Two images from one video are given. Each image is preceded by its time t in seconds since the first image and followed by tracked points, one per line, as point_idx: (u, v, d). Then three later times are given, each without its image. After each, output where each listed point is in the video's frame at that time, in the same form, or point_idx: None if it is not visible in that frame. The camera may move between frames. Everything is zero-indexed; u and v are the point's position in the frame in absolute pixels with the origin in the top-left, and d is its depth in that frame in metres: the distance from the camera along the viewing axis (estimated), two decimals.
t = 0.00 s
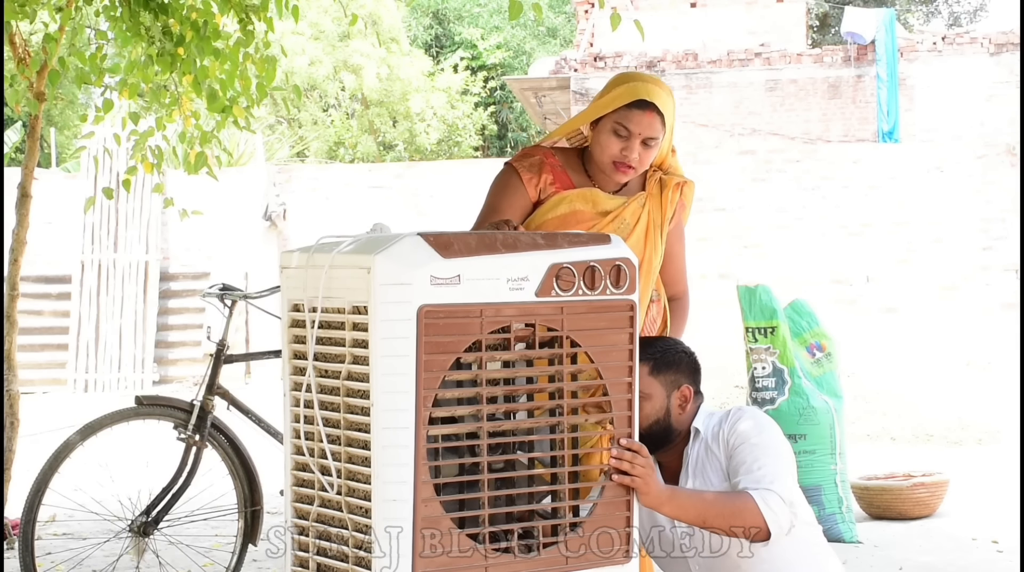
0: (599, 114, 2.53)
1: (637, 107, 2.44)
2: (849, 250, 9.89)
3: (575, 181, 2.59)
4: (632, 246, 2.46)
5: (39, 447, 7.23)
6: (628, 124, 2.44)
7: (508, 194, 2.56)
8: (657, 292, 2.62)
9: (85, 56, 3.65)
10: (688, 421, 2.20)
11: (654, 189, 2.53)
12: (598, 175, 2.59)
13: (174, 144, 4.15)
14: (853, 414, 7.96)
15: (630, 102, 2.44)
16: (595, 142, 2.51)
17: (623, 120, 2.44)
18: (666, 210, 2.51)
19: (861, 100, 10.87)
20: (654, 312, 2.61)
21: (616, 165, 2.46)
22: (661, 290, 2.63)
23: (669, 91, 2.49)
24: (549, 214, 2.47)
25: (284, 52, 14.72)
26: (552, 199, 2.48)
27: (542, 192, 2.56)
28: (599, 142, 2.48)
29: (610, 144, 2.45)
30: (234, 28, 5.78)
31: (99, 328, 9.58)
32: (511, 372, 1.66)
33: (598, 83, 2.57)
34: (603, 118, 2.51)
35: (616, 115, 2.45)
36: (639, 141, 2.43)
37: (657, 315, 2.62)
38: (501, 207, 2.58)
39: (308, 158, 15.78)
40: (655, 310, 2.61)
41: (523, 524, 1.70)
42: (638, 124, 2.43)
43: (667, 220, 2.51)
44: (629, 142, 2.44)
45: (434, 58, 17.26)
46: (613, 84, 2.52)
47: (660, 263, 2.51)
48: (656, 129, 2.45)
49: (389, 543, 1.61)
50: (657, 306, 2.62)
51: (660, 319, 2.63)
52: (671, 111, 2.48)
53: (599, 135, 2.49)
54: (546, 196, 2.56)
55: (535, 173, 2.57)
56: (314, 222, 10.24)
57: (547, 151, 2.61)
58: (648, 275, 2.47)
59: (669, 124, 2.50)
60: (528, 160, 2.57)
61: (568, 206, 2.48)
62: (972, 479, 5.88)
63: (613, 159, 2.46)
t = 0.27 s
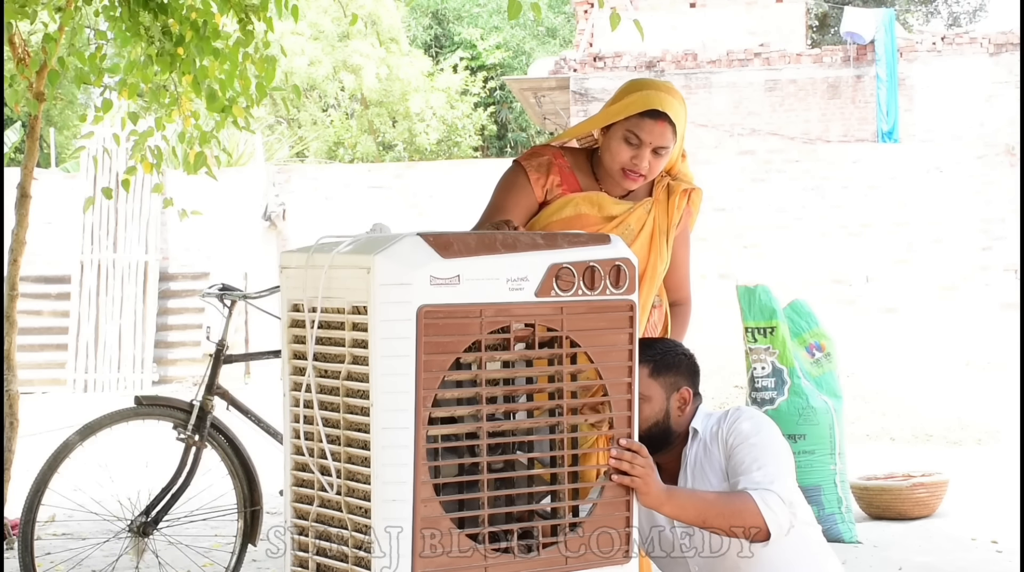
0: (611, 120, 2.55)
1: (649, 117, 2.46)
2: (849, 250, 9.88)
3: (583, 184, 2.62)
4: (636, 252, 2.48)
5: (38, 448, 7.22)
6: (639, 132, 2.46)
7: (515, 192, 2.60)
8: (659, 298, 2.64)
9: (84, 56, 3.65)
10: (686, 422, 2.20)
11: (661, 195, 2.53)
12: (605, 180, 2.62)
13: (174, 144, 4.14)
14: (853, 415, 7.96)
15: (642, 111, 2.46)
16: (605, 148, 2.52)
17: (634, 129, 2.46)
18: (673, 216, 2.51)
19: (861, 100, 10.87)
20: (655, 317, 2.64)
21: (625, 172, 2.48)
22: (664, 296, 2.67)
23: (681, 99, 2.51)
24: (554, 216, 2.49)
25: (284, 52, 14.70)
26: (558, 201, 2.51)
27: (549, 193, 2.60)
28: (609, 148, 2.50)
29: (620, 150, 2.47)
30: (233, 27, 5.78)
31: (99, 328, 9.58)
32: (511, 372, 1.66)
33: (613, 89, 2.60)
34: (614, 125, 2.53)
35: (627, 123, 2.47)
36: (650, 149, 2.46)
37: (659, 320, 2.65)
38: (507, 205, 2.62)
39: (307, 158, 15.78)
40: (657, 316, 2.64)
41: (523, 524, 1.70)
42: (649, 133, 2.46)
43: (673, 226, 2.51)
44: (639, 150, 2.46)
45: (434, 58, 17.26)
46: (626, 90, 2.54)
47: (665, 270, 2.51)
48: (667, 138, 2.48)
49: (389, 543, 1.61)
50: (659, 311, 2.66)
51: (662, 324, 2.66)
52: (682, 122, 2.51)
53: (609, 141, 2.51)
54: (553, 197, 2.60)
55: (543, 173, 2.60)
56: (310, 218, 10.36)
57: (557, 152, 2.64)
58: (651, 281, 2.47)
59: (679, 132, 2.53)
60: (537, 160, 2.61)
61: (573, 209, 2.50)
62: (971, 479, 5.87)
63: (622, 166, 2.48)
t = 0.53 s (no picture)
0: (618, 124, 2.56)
1: (656, 124, 2.47)
2: (849, 250, 9.88)
3: (586, 185, 2.63)
4: (638, 255, 2.48)
5: (38, 448, 7.22)
6: (646, 138, 2.47)
7: (517, 191, 2.61)
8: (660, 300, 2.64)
9: (85, 56, 3.65)
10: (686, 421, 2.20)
11: (665, 199, 2.54)
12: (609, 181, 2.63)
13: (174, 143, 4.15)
14: (853, 415, 7.96)
15: (650, 118, 2.47)
16: (612, 153, 2.53)
17: (641, 135, 2.47)
18: (677, 222, 2.51)
19: (861, 100, 10.87)
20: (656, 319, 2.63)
21: (631, 177, 2.49)
22: (666, 300, 2.66)
23: (689, 106, 2.51)
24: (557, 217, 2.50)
25: (284, 52, 14.69)
26: (561, 203, 2.52)
27: (552, 193, 2.62)
28: (616, 153, 2.51)
29: (627, 156, 2.48)
30: (233, 27, 5.78)
31: (99, 328, 9.58)
32: (511, 372, 1.66)
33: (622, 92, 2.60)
34: (620, 129, 2.53)
35: (635, 129, 2.48)
36: (656, 156, 2.47)
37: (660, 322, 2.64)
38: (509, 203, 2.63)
39: (307, 157, 15.78)
40: (658, 319, 2.64)
41: (523, 524, 1.70)
42: (656, 141, 2.47)
43: (676, 230, 2.50)
44: (645, 156, 2.47)
45: (434, 58, 17.26)
46: (634, 95, 2.55)
47: (668, 274, 2.50)
48: (674, 146, 2.49)
49: (389, 543, 1.61)
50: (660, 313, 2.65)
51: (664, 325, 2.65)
52: (690, 130, 2.51)
53: (616, 146, 2.52)
54: (556, 197, 2.61)
55: (547, 172, 2.62)
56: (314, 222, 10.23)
57: (563, 152, 2.65)
58: (653, 285, 2.47)
59: (687, 139, 2.53)
60: (542, 159, 2.62)
61: (576, 210, 2.51)
62: (971, 479, 5.87)
63: (628, 171, 2.49)
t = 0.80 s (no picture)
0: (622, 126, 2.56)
1: (661, 128, 2.47)
2: (850, 250, 9.88)
3: (589, 186, 2.63)
4: (639, 257, 2.47)
5: (38, 448, 7.22)
6: (650, 142, 2.48)
7: (520, 191, 2.61)
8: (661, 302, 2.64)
9: (85, 56, 3.65)
10: (684, 420, 2.20)
11: (668, 201, 2.54)
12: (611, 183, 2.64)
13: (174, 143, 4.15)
14: (853, 415, 7.95)
15: (654, 122, 2.47)
16: (616, 156, 2.54)
17: (645, 139, 2.48)
18: (679, 225, 2.51)
19: (861, 100, 10.88)
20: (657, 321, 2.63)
21: (634, 181, 2.50)
22: (667, 302, 2.66)
23: (694, 111, 2.51)
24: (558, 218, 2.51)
25: (284, 52, 14.70)
26: (563, 204, 2.53)
27: (555, 194, 2.62)
28: (620, 157, 2.51)
29: (630, 159, 2.49)
30: (234, 26, 5.79)
31: (99, 328, 9.58)
32: (511, 372, 1.66)
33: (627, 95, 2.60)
34: (624, 132, 2.53)
35: (639, 132, 2.48)
36: (660, 160, 2.48)
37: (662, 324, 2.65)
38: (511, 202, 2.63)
39: (307, 157, 15.78)
40: (659, 320, 2.64)
41: (523, 524, 1.70)
42: (660, 145, 2.47)
43: (678, 232, 2.50)
44: (649, 160, 2.47)
45: (434, 58, 17.27)
46: (639, 97, 2.55)
47: (670, 276, 2.50)
48: (678, 150, 2.49)
49: (389, 543, 1.61)
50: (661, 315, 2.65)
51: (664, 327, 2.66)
52: (695, 135, 2.51)
53: (620, 149, 2.52)
54: (558, 198, 2.62)
55: (550, 173, 2.62)
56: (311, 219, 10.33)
57: (566, 152, 2.66)
58: (655, 287, 2.46)
59: (691, 144, 2.53)
60: (545, 159, 2.62)
61: (578, 211, 2.52)
62: (972, 479, 5.87)
63: (631, 174, 2.49)
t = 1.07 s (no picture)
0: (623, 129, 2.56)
1: (662, 132, 2.48)
2: (850, 250, 9.88)
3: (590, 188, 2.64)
4: (639, 258, 2.47)
5: (38, 448, 7.22)
6: (651, 145, 2.49)
7: (521, 191, 2.62)
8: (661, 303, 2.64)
9: (85, 56, 3.65)
10: (682, 419, 2.20)
11: (669, 202, 2.53)
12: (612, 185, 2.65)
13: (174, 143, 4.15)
14: (853, 415, 7.95)
15: (656, 125, 2.48)
16: (617, 159, 2.54)
17: (646, 142, 2.48)
18: (680, 226, 2.50)
19: (861, 100, 10.89)
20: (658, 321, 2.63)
21: (636, 183, 2.51)
22: (668, 303, 2.66)
23: (696, 115, 2.52)
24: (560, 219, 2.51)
25: (284, 52, 14.71)
26: (564, 204, 2.53)
27: (555, 195, 2.62)
28: (620, 159, 2.52)
29: (632, 162, 2.50)
30: (234, 26, 5.79)
31: (99, 328, 9.59)
32: (511, 372, 1.66)
33: (628, 97, 2.61)
34: (625, 134, 2.54)
35: (640, 135, 2.49)
36: (661, 163, 2.49)
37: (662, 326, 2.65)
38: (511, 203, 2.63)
39: (307, 157, 15.79)
40: (660, 321, 2.64)
41: (523, 524, 1.70)
42: (662, 148, 2.48)
43: (679, 233, 2.50)
44: (650, 163, 2.48)
45: (434, 58, 17.28)
46: (641, 99, 2.55)
47: (671, 278, 2.49)
48: (679, 153, 2.51)
49: (389, 543, 1.61)
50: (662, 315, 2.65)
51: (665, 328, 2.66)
52: (696, 138, 2.53)
53: (621, 152, 2.53)
54: (559, 199, 2.62)
55: (551, 174, 2.62)
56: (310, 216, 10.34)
57: (567, 153, 2.66)
58: (656, 287, 2.45)
59: (692, 147, 2.54)
60: (546, 160, 2.63)
61: (579, 212, 2.52)
62: (971, 479, 5.87)
63: (633, 176, 2.50)
